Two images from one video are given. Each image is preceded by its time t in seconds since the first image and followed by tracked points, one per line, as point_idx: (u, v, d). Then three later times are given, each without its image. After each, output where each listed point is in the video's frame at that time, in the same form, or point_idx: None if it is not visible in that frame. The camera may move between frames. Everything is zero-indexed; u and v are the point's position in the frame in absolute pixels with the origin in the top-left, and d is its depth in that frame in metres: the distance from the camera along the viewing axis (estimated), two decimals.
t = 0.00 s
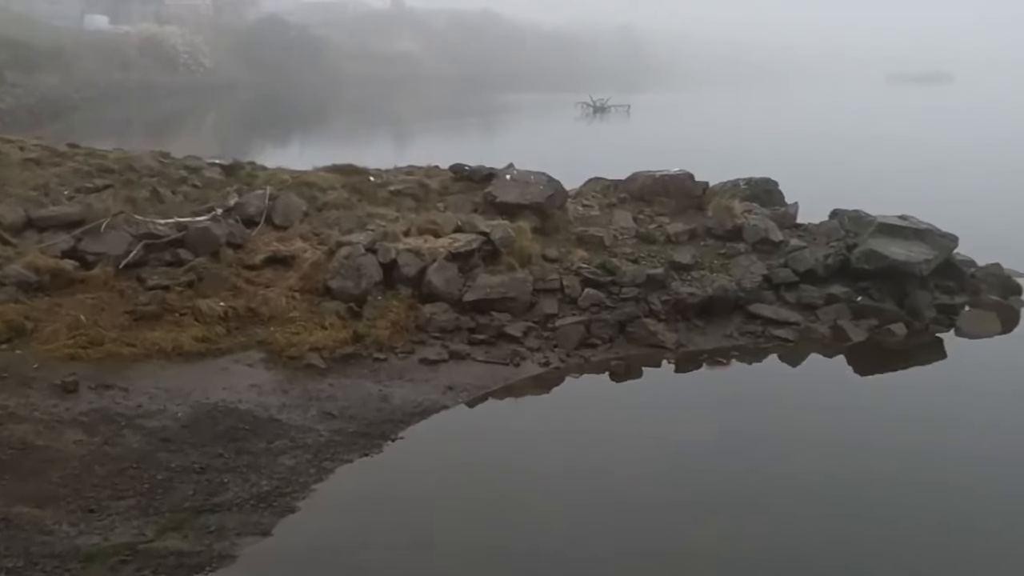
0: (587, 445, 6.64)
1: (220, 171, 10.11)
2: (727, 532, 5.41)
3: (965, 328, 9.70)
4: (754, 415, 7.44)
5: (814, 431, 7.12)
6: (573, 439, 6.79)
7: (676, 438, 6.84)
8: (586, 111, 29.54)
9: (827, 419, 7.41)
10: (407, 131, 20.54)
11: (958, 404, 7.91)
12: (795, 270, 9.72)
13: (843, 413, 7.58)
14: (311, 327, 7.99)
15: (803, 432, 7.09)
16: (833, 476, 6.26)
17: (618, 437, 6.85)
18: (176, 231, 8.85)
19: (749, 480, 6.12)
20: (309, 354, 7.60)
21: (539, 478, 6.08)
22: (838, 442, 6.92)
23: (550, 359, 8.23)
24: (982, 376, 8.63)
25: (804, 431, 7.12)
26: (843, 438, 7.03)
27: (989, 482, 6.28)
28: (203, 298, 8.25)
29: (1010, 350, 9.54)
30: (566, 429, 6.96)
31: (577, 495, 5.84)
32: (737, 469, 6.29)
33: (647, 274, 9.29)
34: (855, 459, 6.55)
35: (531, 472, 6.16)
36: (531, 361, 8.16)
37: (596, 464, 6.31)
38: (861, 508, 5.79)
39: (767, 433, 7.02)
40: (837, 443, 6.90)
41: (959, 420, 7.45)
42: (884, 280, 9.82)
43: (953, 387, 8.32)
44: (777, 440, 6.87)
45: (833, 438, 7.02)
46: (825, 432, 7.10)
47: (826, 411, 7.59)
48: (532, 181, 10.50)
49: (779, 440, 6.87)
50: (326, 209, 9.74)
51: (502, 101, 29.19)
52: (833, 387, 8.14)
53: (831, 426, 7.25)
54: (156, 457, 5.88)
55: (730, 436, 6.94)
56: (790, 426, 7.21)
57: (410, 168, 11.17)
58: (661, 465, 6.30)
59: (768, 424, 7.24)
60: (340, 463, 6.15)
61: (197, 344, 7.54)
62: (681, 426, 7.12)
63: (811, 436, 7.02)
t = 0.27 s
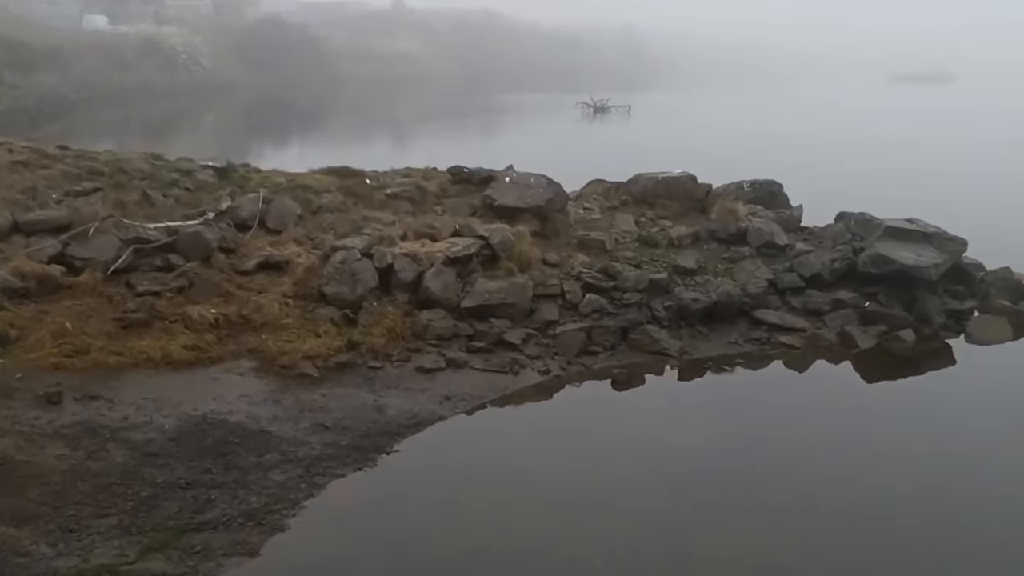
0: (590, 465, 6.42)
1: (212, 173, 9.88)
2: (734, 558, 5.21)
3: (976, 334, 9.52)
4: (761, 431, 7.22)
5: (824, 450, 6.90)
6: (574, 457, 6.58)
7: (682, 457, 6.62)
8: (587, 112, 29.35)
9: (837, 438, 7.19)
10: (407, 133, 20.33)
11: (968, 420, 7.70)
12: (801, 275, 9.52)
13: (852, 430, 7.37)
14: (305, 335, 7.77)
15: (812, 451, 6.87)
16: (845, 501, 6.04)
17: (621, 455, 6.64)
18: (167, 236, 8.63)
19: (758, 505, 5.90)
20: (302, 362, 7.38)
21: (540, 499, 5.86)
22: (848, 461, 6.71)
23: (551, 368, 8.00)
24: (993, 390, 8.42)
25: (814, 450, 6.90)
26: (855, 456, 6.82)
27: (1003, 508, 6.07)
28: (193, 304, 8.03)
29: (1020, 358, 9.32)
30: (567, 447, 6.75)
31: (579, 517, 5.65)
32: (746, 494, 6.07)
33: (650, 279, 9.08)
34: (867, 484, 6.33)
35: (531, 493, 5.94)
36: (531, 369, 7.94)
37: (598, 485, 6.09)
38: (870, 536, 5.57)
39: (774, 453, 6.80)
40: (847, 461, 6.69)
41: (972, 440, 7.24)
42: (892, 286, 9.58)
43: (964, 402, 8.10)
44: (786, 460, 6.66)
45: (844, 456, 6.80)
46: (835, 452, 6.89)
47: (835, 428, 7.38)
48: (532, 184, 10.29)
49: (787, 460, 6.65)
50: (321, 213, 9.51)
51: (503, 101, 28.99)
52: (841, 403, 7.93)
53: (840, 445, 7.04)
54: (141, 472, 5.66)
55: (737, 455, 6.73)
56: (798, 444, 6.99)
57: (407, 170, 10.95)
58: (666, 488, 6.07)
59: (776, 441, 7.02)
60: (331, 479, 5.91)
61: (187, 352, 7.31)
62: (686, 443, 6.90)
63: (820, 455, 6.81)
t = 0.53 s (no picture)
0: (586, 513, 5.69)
1: (176, 179, 9.11)
2: None
3: (1009, 352, 8.66)
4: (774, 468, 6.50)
5: (847, 494, 6.17)
6: (566, 501, 5.85)
7: (687, 504, 5.88)
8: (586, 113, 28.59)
9: (860, 476, 6.46)
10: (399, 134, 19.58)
11: (1005, 455, 6.93)
12: (815, 289, 8.80)
13: (876, 467, 6.64)
14: (268, 359, 7.00)
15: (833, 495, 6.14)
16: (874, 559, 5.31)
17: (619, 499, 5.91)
18: (121, 249, 7.87)
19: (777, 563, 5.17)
20: (264, 391, 6.61)
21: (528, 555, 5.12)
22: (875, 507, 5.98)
23: (542, 394, 7.23)
24: None
25: (835, 492, 6.18)
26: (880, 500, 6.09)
27: None
28: (147, 325, 7.26)
29: None
30: (559, 488, 6.02)
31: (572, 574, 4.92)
32: (765, 549, 5.33)
33: (651, 294, 8.32)
34: (899, 537, 5.60)
35: (517, 546, 5.20)
36: (520, 396, 7.17)
37: (593, 538, 5.35)
38: None
39: (791, 496, 6.08)
40: (873, 508, 5.97)
41: (1008, 479, 6.51)
42: (915, 301, 8.80)
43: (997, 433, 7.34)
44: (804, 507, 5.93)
45: (868, 500, 6.08)
46: (858, 495, 6.16)
47: (855, 465, 6.65)
48: (523, 190, 9.52)
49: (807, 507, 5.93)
50: (293, 222, 8.74)
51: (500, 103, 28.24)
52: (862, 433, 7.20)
53: (865, 486, 6.30)
54: (63, 529, 4.88)
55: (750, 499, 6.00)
56: (817, 486, 6.26)
57: (390, 175, 10.18)
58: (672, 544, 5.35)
59: (791, 481, 6.30)
60: (287, 534, 5.07)
61: (134, 381, 6.54)
62: (690, 485, 6.17)
63: (843, 499, 6.08)
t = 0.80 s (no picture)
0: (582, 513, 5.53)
1: (163, 180, 8.89)
2: None
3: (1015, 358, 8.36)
4: (776, 467, 6.33)
5: (851, 492, 6.01)
6: (562, 502, 5.68)
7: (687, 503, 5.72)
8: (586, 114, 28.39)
9: (864, 474, 6.29)
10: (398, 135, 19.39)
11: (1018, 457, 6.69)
12: (819, 293, 8.58)
13: (879, 466, 6.47)
14: (254, 366, 6.77)
15: (836, 493, 5.98)
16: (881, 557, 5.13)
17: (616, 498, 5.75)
18: (104, 252, 7.65)
19: (779, 561, 5.01)
20: (249, 400, 6.38)
21: (523, 557, 4.95)
22: (879, 505, 5.82)
23: (537, 401, 7.00)
24: None
25: (837, 490, 6.02)
26: (884, 498, 5.93)
27: None
28: (129, 330, 7.03)
29: None
30: (554, 488, 5.85)
31: None
32: (765, 546, 5.17)
33: (650, 298, 8.11)
34: (903, 533, 5.44)
35: (510, 549, 5.03)
36: (515, 404, 6.94)
37: (590, 539, 5.19)
38: None
39: (793, 494, 5.92)
40: (877, 506, 5.80)
41: (1016, 476, 6.34)
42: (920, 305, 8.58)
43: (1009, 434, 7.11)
44: (806, 505, 5.76)
45: (871, 498, 5.91)
46: (861, 493, 5.99)
47: (858, 464, 6.48)
48: (519, 192, 9.30)
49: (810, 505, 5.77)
50: (283, 224, 8.52)
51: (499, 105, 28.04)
52: (866, 431, 7.05)
53: (868, 484, 6.14)
54: (32, 547, 4.66)
55: (751, 497, 5.83)
56: (818, 484, 6.10)
57: (383, 176, 9.96)
58: (670, 542, 5.18)
59: (793, 480, 6.13)
60: (267, 551, 4.84)
61: (114, 390, 6.32)
62: (689, 483, 6.00)
63: (847, 497, 5.92)
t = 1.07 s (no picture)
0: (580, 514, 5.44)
1: (149, 179, 8.67)
2: None
3: None
4: (776, 466, 6.24)
5: (851, 491, 5.92)
6: (559, 502, 5.60)
7: (685, 503, 5.62)
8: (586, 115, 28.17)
9: (865, 474, 6.21)
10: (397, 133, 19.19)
11: None
12: (822, 295, 8.35)
13: (881, 465, 6.38)
14: (238, 371, 6.54)
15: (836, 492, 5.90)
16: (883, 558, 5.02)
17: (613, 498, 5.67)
18: (85, 253, 7.42)
19: (778, 561, 4.93)
20: (232, 407, 6.15)
21: (519, 560, 4.85)
22: (881, 504, 5.73)
23: (532, 407, 6.77)
24: None
25: (837, 489, 5.94)
26: (885, 497, 5.84)
27: None
28: (110, 334, 6.80)
29: None
30: (554, 488, 5.78)
31: None
32: (765, 547, 5.09)
33: (648, 300, 7.88)
34: (904, 533, 5.35)
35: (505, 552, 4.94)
36: (508, 410, 6.71)
37: (588, 539, 5.11)
38: None
39: (793, 493, 5.84)
40: (879, 505, 5.72)
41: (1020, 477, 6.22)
42: (927, 307, 8.34)
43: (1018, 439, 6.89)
44: (806, 505, 5.67)
45: (872, 497, 5.83)
46: (862, 492, 5.90)
47: (859, 463, 6.39)
48: (514, 192, 9.08)
49: (809, 505, 5.68)
50: (271, 224, 8.29)
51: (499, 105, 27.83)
52: (868, 429, 6.95)
53: (869, 483, 6.05)
54: None
55: (750, 496, 5.75)
56: (818, 483, 6.01)
57: (375, 175, 9.74)
58: (668, 543, 5.10)
59: (792, 479, 6.05)
60: (246, 568, 4.61)
61: (91, 397, 6.09)
62: (688, 483, 5.92)
63: (847, 496, 5.84)
